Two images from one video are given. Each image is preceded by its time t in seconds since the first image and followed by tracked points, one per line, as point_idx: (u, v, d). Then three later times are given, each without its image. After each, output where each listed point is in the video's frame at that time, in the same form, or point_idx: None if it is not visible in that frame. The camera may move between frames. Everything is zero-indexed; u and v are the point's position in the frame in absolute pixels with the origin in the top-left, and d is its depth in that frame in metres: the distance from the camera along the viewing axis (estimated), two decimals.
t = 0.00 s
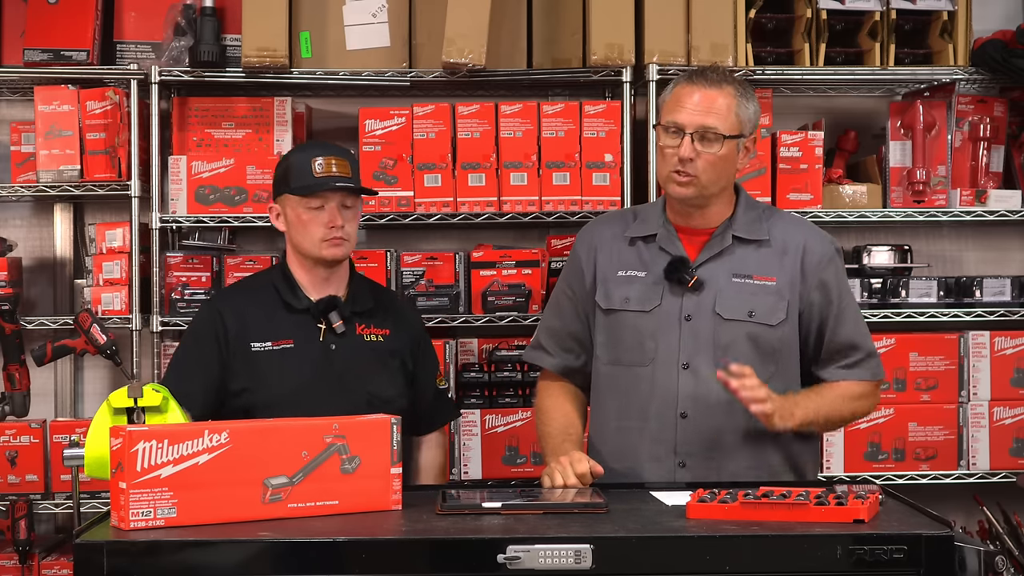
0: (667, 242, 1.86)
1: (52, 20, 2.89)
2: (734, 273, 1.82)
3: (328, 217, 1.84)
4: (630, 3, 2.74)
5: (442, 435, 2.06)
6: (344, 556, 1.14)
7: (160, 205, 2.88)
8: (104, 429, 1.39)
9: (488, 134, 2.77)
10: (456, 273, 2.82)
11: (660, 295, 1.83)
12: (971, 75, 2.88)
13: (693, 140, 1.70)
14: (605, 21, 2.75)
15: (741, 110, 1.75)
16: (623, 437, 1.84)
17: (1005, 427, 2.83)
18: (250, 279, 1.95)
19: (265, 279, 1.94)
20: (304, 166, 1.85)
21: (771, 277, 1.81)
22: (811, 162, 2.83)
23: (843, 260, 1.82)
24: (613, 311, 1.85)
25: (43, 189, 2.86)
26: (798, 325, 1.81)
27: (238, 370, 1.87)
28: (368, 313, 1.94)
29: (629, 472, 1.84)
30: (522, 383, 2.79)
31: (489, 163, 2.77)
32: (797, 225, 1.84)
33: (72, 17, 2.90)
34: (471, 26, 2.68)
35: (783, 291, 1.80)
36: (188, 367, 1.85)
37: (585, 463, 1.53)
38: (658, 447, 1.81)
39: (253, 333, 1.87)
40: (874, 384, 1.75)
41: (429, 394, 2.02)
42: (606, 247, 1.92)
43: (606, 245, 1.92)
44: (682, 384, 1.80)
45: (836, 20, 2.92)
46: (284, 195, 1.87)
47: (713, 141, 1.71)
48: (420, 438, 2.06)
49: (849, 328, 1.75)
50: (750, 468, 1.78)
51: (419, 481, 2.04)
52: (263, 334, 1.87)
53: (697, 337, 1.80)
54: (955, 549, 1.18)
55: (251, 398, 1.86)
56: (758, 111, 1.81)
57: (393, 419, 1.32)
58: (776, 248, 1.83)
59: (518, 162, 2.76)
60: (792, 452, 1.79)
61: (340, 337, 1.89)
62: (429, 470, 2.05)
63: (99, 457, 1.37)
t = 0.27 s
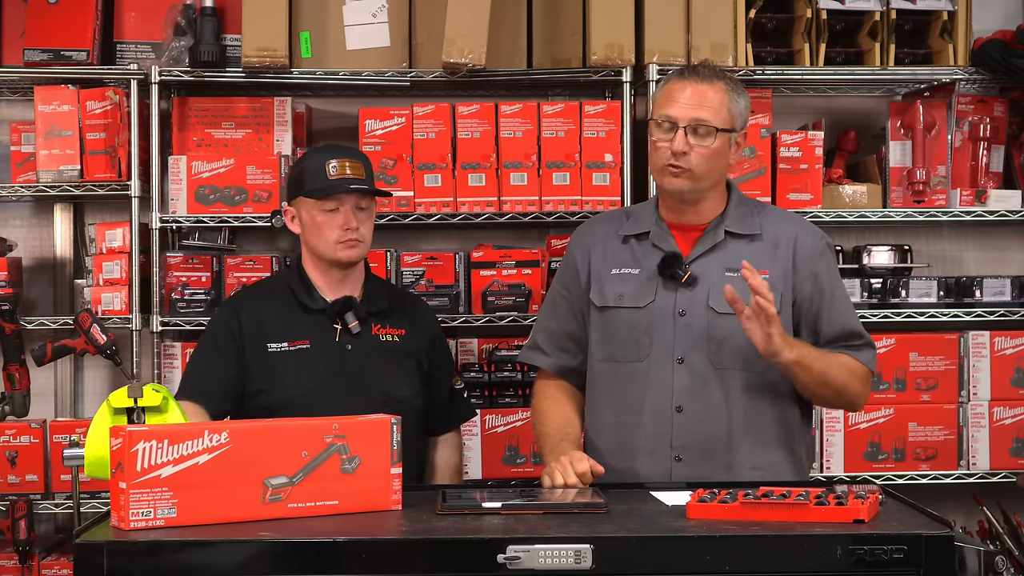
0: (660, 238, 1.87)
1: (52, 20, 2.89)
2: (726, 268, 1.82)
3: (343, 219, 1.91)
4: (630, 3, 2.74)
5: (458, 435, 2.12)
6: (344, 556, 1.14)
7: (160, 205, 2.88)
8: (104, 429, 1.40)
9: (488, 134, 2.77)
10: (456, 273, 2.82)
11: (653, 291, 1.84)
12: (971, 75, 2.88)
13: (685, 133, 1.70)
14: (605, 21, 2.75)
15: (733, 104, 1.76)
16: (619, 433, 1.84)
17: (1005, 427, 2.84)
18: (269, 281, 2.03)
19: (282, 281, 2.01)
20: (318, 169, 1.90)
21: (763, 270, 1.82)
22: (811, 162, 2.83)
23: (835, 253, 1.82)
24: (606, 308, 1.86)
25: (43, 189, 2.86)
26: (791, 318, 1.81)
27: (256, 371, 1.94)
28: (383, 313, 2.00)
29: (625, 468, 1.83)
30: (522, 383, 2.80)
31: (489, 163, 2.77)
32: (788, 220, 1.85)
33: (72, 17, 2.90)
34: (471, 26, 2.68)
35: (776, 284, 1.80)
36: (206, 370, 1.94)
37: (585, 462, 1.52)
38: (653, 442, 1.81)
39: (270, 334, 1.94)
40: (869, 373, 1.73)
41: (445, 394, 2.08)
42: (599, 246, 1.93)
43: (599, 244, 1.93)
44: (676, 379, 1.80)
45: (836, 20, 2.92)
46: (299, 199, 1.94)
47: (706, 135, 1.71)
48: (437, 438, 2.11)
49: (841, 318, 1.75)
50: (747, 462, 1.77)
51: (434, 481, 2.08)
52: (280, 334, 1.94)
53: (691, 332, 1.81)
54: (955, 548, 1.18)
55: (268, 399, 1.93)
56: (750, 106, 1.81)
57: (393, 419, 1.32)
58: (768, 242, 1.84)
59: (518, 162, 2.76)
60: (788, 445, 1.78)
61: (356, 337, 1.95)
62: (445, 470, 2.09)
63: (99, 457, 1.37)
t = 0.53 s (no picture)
0: (651, 239, 1.87)
1: (52, 20, 2.89)
2: (717, 268, 1.82)
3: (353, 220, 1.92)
4: (630, 2, 2.74)
5: (469, 435, 2.11)
6: (344, 556, 1.14)
7: (159, 205, 2.88)
8: (104, 429, 1.40)
9: (488, 134, 2.76)
10: (456, 273, 2.82)
11: (645, 292, 1.84)
12: (971, 75, 2.88)
13: (673, 142, 1.71)
14: (605, 21, 2.75)
15: (717, 106, 1.76)
16: (612, 434, 1.84)
17: (1005, 427, 2.83)
18: (282, 281, 2.03)
19: (295, 282, 2.01)
20: (327, 172, 1.91)
21: (753, 270, 1.82)
22: (811, 162, 2.83)
23: (825, 250, 1.82)
24: (599, 309, 1.86)
25: (43, 189, 2.86)
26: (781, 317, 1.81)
27: (269, 370, 1.93)
28: (395, 314, 1.99)
29: (617, 469, 1.84)
30: (522, 383, 2.81)
31: (489, 163, 2.77)
32: (778, 218, 1.85)
33: (72, 17, 2.90)
34: (471, 26, 2.68)
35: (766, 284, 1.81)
36: (218, 367, 1.93)
37: (585, 462, 1.52)
38: (645, 443, 1.81)
39: (282, 334, 1.94)
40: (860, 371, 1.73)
41: (456, 394, 2.07)
42: (592, 246, 1.93)
43: (591, 244, 1.93)
44: (667, 379, 1.81)
45: (836, 20, 2.92)
46: (309, 201, 1.95)
47: (694, 141, 1.72)
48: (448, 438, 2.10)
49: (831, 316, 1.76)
50: (739, 462, 1.78)
51: (446, 481, 2.08)
52: (291, 335, 1.94)
53: (682, 332, 1.81)
54: (955, 548, 1.18)
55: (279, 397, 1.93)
56: (733, 104, 1.81)
57: (393, 419, 1.32)
58: (757, 241, 1.84)
59: (518, 162, 2.76)
60: (780, 444, 1.78)
61: (367, 338, 1.95)
62: (456, 469, 2.09)
63: (99, 457, 1.37)
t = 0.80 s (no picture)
0: (648, 240, 1.87)
1: (52, 20, 2.89)
2: (714, 269, 1.82)
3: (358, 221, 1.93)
4: (630, 2, 2.74)
5: (468, 432, 2.12)
6: (344, 556, 1.14)
7: (159, 205, 2.88)
8: (104, 429, 1.40)
9: (488, 134, 2.77)
10: (456, 273, 2.82)
11: (643, 293, 1.84)
12: (971, 75, 2.88)
13: (673, 141, 1.70)
14: (606, 21, 2.75)
15: (716, 105, 1.75)
16: (610, 435, 1.84)
17: (1005, 427, 2.83)
18: (282, 282, 2.03)
19: (295, 283, 2.01)
20: (331, 172, 1.93)
21: (751, 270, 1.82)
22: (811, 162, 2.83)
23: (822, 251, 1.83)
24: (596, 310, 1.86)
25: (43, 189, 2.86)
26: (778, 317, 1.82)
27: (270, 374, 1.94)
28: (396, 313, 2.00)
29: (616, 470, 1.84)
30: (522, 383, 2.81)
31: (489, 163, 2.77)
32: (774, 219, 1.86)
33: (72, 17, 2.90)
34: (471, 26, 2.68)
35: (763, 284, 1.81)
36: (220, 371, 1.93)
37: (586, 462, 1.52)
38: (645, 443, 1.81)
39: (284, 338, 1.94)
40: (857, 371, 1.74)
41: (456, 393, 2.08)
42: (588, 246, 1.93)
43: (588, 244, 1.93)
44: (666, 380, 1.81)
45: (836, 20, 2.92)
46: (312, 202, 1.95)
47: (693, 140, 1.71)
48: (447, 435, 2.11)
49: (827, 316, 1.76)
50: (737, 462, 1.78)
51: (447, 480, 2.09)
52: (293, 338, 1.94)
53: (680, 333, 1.81)
54: (954, 548, 1.18)
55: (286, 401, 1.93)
56: (730, 103, 1.80)
57: (393, 419, 1.32)
58: (754, 242, 1.84)
59: (518, 162, 2.76)
60: (777, 443, 1.79)
61: (370, 339, 1.95)
62: (456, 467, 2.10)
63: (99, 457, 1.37)
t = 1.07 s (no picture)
0: (648, 239, 1.87)
1: (52, 20, 2.89)
2: (713, 267, 1.83)
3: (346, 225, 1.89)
4: (630, 2, 2.74)
5: (458, 429, 2.10)
6: (344, 556, 1.14)
7: (160, 205, 2.88)
8: (104, 429, 1.40)
9: (488, 134, 2.77)
10: (456, 273, 2.82)
11: (643, 291, 1.84)
12: (971, 75, 2.88)
13: (672, 137, 1.70)
14: (605, 21, 2.75)
15: (712, 102, 1.76)
16: (611, 433, 1.84)
17: (1006, 427, 2.83)
18: (270, 281, 2.01)
19: (283, 282, 1.99)
20: (318, 174, 1.87)
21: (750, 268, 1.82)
22: (811, 162, 2.83)
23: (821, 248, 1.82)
24: (596, 308, 1.86)
25: (43, 189, 2.86)
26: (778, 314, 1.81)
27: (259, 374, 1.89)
28: (385, 313, 1.98)
29: (617, 467, 1.83)
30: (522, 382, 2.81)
31: (489, 163, 2.77)
32: (773, 217, 1.85)
33: (72, 17, 2.90)
34: (471, 25, 2.68)
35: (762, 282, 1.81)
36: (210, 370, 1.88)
37: (587, 463, 1.53)
38: (646, 440, 1.81)
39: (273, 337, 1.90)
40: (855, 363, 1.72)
41: (445, 390, 2.06)
42: (587, 246, 1.93)
43: (587, 244, 1.93)
44: (667, 378, 1.81)
45: (836, 20, 2.93)
46: (300, 204, 1.90)
47: (691, 135, 1.72)
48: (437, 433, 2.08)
49: (824, 310, 1.75)
50: (738, 458, 1.79)
51: (437, 480, 2.06)
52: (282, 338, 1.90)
53: (681, 331, 1.81)
54: (955, 549, 1.18)
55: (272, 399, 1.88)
56: (725, 100, 1.81)
57: (392, 419, 1.32)
58: (754, 240, 1.83)
59: (518, 162, 2.77)
60: (777, 440, 1.80)
61: (359, 339, 1.92)
62: (446, 466, 2.07)
63: (99, 457, 1.37)
